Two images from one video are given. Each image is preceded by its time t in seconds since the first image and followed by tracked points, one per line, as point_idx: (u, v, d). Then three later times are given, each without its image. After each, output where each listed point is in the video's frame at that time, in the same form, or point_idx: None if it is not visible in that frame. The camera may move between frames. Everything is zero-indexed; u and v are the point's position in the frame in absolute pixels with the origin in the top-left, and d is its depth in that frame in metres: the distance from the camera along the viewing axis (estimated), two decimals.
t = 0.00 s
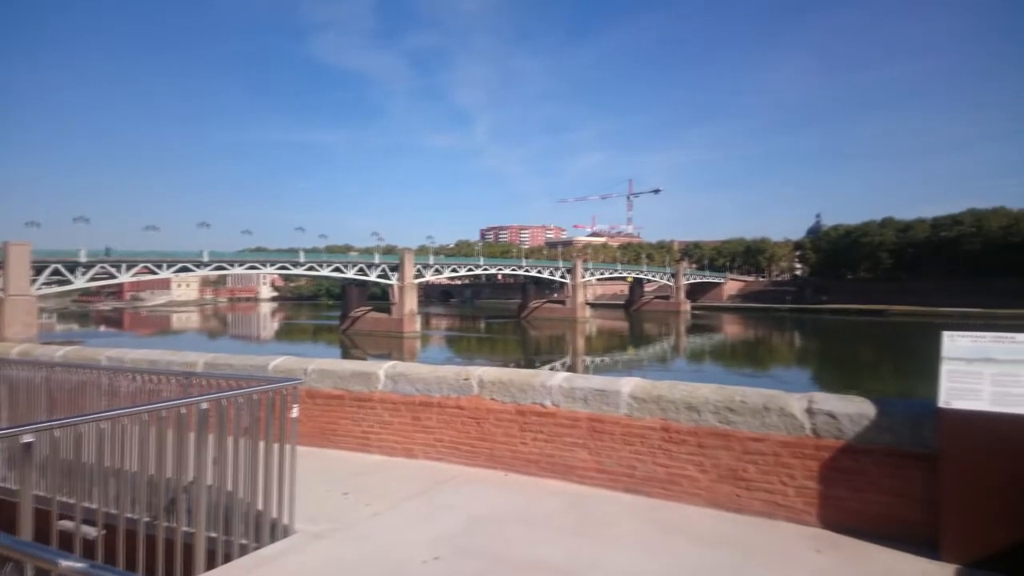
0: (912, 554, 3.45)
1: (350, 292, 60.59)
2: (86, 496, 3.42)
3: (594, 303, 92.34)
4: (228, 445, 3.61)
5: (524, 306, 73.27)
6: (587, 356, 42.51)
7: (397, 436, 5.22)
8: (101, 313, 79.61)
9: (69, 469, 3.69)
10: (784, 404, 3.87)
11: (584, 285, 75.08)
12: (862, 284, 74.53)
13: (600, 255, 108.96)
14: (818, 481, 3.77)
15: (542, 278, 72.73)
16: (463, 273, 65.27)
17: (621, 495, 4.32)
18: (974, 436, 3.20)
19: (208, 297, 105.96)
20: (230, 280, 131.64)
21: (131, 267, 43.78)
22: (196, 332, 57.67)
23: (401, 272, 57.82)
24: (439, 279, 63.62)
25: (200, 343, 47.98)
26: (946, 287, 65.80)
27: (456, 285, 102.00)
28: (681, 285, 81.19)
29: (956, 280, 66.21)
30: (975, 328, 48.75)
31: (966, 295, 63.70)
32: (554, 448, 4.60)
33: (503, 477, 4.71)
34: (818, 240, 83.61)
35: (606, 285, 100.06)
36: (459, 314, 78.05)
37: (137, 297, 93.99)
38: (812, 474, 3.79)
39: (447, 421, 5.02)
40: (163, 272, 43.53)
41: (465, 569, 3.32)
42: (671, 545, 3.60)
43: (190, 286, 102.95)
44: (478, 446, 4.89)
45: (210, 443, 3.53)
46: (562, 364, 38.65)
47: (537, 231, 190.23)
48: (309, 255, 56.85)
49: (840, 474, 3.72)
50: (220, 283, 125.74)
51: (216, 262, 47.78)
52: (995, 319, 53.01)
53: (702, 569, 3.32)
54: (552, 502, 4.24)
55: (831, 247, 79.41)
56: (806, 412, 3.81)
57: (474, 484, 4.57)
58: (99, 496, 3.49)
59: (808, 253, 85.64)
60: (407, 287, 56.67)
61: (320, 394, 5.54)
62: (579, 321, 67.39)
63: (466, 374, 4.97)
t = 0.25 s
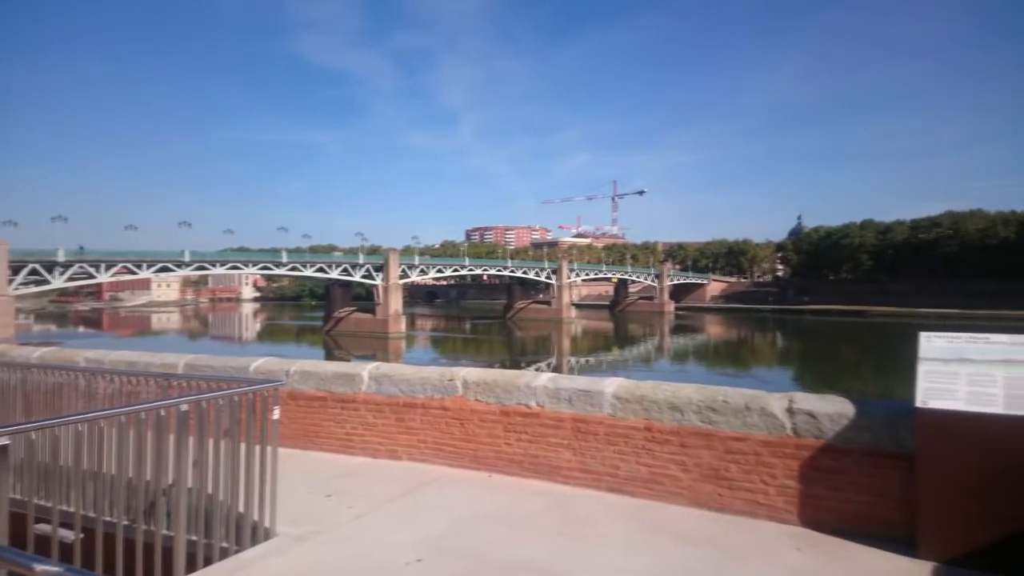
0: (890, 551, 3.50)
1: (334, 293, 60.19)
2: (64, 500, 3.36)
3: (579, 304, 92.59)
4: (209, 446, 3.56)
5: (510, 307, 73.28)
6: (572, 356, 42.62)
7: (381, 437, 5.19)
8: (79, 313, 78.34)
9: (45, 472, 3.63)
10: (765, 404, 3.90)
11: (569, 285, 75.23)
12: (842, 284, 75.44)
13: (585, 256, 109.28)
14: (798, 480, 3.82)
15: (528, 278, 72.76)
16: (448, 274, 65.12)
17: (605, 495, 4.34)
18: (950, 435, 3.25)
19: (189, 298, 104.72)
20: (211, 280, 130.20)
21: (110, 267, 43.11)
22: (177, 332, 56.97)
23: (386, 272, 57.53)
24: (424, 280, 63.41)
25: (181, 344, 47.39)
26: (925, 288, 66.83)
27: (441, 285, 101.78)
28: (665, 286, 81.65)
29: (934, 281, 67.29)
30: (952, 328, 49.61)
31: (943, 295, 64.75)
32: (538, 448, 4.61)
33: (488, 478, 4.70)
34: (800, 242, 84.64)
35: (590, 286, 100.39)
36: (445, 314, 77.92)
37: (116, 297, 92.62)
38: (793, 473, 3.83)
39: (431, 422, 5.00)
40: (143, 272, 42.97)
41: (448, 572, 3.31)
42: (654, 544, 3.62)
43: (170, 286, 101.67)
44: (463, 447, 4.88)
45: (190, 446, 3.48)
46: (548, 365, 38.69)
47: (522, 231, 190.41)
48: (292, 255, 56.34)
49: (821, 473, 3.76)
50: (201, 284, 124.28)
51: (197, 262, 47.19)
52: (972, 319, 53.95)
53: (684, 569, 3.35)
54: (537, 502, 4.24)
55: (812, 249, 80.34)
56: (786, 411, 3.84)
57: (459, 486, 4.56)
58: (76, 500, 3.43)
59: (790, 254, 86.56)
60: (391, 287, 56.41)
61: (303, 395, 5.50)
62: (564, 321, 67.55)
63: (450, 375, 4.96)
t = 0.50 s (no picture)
0: (871, 548, 3.54)
1: (319, 292, 59.77)
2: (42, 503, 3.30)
3: (565, 303, 92.72)
4: (190, 448, 3.52)
5: (497, 306, 73.17)
6: (559, 356, 42.70)
7: (366, 436, 5.17)
8: (59, 313, 77.11)
9: (23, 473, 3.58)
10: (748, 402, 3.94)
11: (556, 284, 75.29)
12: (825, 283, 76.17)
13: (572, 256, 109.45)
14: (779, 476, 3.86)
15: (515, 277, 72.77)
16: (435, 273, 64.91)
17: (590, 494, 4.36)
18: (928, 432, 3.30)
19: (172, 297, 103.47)
20: (194, 280, 128.87)
21: (91, 266, 42.44)
22: (159, 332, 56.29)
23: (372, 272, 57.17)
24: (411, 279, 63.14)
25: (164, 345, 46.79)
26: (906, 287, 67.72)
27: (428, 285, 101.47)
28: (651, 286, 81.98)
29: (915, 281, 68.22)
30: (932, 327, 50.31)
31: (924, 294, 65.63)
32: (523, 448, 4.62)
33: (473, 478, 4.70)
34: (783, 242, 85.41)
35: (577, 285, 100.53)
36: (432, 314, 77.77)
37: (97, 297, 91.31)
38: (776, 471, 3.87)
39: (417, 421, 4.98)
40: (125, 272, 42.40)
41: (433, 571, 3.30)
42: (638, 542, 3.63)
43: (153, 286, 100.44)
44: (448, 447, 4.87)
45: (172, 447, 3.42)
46: (535, 364, 38.74)
47: (508, 230, 190.57)
48: (277, 254, 55.85)
49: (801, 470, 3.80)
50: (184, 283, 122.94)
51: (179, 261, 46.61)
52: (952, 318, 54.75)
53: (668, 566, 3.37)
54: (520, 501, 4.26)
55: (795, 248, 81.12)
56: (769, 409, 3.88)
57: (444, 485, 4.56)
58: (53, 503, 3.38)
59: (774, 254, 87.32)
60: (378, 286, 56.09)
61: (288, 396, 5.46)
62: (551, 320, 67.62)
63: (437, 374, 4.95)
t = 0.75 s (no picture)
0: (857, 549, 3.56)
1: (307, 294, 59.43)
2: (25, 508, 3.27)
3: (555, 305, 92.78)
4: (176, 452, 3.48)
5: (487, 308, 73.08)
6: (549, 358, 42.73)
7: (355, 440, 5.14)
8: (42, 316, 76.08)
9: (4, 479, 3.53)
10: (735, 404, 3.96)
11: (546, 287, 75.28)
12: (812, 286, 76.73)
13: (561, 258, 109.54)
14: (767, 479, 3.88)
15: (504, 280, 72.65)
16: (424, 275, 64.72)
17: (579, 496, 4.36)
18: (913, 433, 3.33)
19: (158, 300, 102.45)
20: (181, 282, 127.69)
21: (75, 268, 41.90)
22: (145, 336, 55.71)
23: (361, 274, 56.90)
24: (400, 281, 62.94)
25: (149, 348, 46.23)
26: (891, 290, 68.40)
27: (417, 287, 101.20)
28: (640, 288, 82.23)
29: (900, 284, 68.93)
30: (917, 331, 50.85)
31: (910, 297, 66.31)
32: (512, 451, 4.61)
33: (463, 481, 4.69)
34: (770, 244, 86.00)
35: (566, 288, 100.67)
36: (421, 316, 77.56)
37: (81, 300, 90.22)
38: (763, 473, 3.89)
39: (406, 425, 4.96)
40: (110, 274, 41.88)
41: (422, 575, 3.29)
42: (627, 544, 3.64)
43: (138, 288, 99.41)
44: (437, 450, 4.86)
45: (158, 450, 3.38)
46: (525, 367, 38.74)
47: (498, 233, 190.53)
48: (264, 256, 55.44)
49: (787, 472, 3.83)
50: (170, 286, 121.75)
51: (166, 263, 46.13)
52: (937, 321, 55.33)
53: (656, 568, 3.38)
54: (510, 504, 4.25)
55: (783, 251, 81.68)
56: (756, 411, 3.90)
57: (434, 489, 4.54)
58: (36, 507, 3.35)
59: (761, 257, 87.91)
60: (367, 289, 55.81)
61: (275, 400, 5.42)
62: (540, 323, 67.64)
63: (426, 378, 4.93)
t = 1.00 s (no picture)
0: (846, 552, 3.58)
1: (297, 299, 59.16)
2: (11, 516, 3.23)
3: (546, 310, 92.82)
4: (163, 459, 3.45)
5: (478, 313, 73.00)
6: (540, 362, 42.75)
7: (344, 446, 5.11)
8: (29, 321, 75.30)
9: None
10: (725, 409, 3.97)
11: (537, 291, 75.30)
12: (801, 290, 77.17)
13: (553, 262, 109.65)
14: (756, 483, 3.89)
15: (496, 284, 72.60)
16: (415, 280, 64.58)
17: (569, 500, 4.36)
18: (897, 439, 3.37)
19: (146, 305, 101.67)
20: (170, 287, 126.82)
21: (62, 273, 41.51)
22: (133, 341, 55.24)
23: (351, 278, 56.70)
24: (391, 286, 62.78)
25: (137, 353, 45.77)
26: (879, 294, 68.87)
27: (408, 291, 101.02)
28: (631, 293, 82.45)
29: (888, 288, 69.46)
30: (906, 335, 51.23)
31: (898, 301, 66.81)
32: (503, 456, 4.61)
33: (453, 487, 4.68)
34: (760, 249, 86.50)
35: (557, 292, 100.77)
36: (412, 321, 77.32)
37: (69, 305, 89.42)
38: (752, 477, 3.90)
39: (396, 430, 4.94)
40: (97, 279, 41.44)
41: None
42: (618, 548, 3.65)
43: (126, 293, 98.64)
44: (428, 455, 4.84)
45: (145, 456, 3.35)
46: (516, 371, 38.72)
47: (489, 237, 190.55)
48: (254, 260, 55.12)
49: (776, 476, 3.84)
50: (158, 291, 120.74)
51: (154, 268, 45.78)
52: (924, 325, 55.78)
53: (646, 572, 3.39)
54: (500, 510, 4.24)
55: (772, 256, 82.16)
56: (745, 416, 3.92)
57: (425, 495, 4.52)
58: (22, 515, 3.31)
59: (751, 262, 88.33)
60: (357, 293, 55.59)
61: (264, 405, 5.39)
62: (531, 328, 67.62)
63: (417, 383, 4.91)
